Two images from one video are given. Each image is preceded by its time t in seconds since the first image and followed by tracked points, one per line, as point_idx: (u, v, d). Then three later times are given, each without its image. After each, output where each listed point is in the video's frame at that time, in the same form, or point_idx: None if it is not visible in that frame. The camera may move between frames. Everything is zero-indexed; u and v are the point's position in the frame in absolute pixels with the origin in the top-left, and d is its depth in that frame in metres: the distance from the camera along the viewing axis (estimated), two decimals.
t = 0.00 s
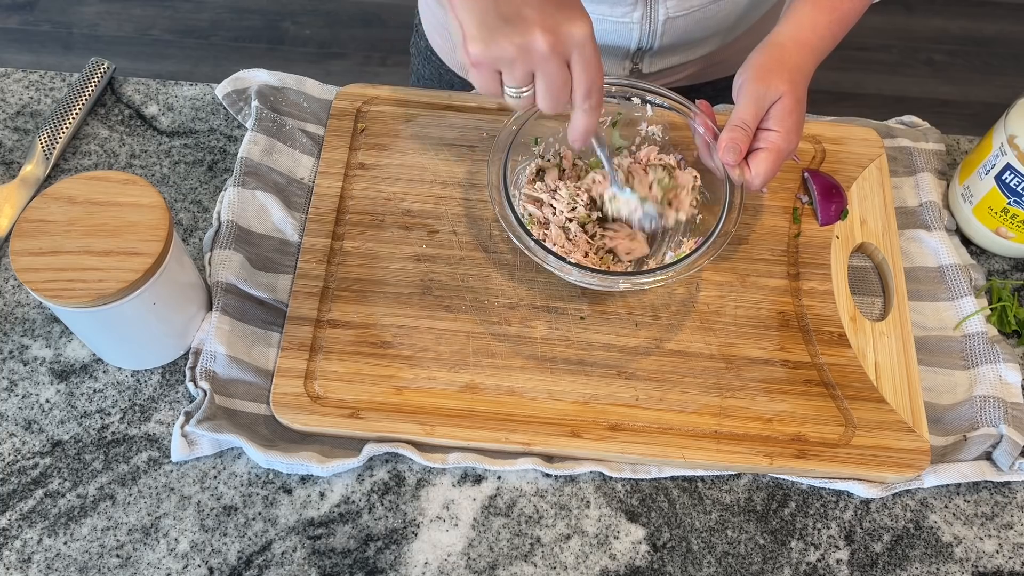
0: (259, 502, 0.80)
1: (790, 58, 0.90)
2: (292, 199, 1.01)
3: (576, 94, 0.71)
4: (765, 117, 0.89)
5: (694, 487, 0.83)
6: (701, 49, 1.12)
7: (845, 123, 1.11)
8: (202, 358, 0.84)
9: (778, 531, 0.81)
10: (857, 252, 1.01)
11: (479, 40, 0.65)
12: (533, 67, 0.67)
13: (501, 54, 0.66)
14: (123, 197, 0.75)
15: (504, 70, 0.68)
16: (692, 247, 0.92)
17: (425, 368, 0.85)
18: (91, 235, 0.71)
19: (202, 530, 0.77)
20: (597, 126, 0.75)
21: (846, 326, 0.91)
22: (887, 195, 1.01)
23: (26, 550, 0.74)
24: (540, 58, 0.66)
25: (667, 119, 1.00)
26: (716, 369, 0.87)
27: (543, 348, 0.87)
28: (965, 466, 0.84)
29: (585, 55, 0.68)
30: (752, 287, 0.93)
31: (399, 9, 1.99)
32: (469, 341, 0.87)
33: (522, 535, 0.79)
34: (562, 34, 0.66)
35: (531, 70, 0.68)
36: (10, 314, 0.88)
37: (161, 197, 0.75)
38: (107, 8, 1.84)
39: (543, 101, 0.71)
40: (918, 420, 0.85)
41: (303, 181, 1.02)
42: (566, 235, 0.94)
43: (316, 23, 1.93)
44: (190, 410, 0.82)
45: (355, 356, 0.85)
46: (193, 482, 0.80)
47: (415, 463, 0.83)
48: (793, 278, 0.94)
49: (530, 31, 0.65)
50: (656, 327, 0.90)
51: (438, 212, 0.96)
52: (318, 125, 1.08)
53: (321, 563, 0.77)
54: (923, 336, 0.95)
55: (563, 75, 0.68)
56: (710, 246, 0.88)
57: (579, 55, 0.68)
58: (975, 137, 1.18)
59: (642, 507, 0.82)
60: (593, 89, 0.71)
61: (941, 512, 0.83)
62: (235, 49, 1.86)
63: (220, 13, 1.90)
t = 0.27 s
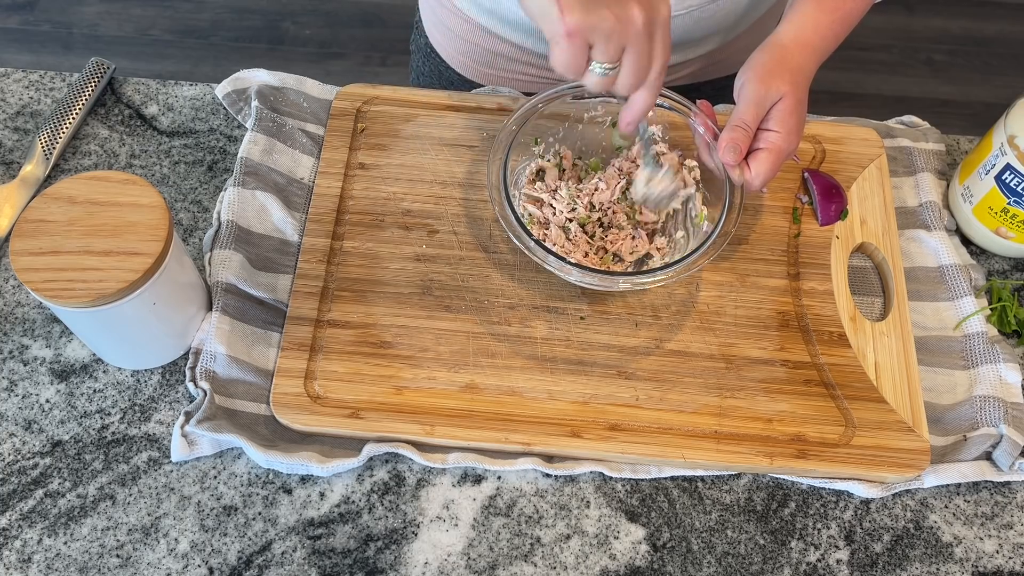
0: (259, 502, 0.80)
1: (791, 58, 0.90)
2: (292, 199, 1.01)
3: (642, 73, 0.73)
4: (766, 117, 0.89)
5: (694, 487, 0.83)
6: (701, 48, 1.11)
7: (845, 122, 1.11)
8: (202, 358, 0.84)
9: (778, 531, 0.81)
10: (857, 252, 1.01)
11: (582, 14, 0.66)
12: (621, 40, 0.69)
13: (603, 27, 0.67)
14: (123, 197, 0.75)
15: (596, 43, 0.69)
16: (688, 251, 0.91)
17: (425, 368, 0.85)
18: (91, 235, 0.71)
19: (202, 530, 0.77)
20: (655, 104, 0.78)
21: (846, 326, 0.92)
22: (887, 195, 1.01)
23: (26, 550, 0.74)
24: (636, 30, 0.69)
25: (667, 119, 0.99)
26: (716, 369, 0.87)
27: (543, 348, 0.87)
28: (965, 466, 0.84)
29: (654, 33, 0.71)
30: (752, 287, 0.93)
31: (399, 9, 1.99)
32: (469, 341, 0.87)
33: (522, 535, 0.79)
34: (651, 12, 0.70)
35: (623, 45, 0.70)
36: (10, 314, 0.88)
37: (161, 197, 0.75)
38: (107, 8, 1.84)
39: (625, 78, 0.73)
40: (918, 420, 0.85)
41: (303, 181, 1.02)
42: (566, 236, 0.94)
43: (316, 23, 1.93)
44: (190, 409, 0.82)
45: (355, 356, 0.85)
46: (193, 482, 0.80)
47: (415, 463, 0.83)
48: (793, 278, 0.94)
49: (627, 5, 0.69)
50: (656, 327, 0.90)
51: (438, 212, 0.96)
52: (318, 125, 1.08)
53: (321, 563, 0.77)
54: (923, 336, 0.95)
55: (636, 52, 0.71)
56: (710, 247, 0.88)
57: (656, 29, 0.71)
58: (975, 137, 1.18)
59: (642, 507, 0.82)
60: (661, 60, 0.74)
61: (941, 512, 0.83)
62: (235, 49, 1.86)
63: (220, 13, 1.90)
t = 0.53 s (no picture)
0: (259, 502, 0.80)
1: (792, 59, 0.90)
2: (292, 199, 1.01)
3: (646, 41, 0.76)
4: (766, 118, 0.89)
5: (694, 487, 0.83)
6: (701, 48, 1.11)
7: (845, 122, 1.11)
8: (202, 358, 0.84)
9: (778, 531, 0.81)
10: (857, 252, 1.01)
11: None
12: None
13: None
14: (123, 197, 0.75)
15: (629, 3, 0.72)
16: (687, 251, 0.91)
17: (425, 368, 0.85)
18: (91, 235, 0.71)
19: (202, 530, 0.77)
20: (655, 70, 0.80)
21: (846, 326, 0.91)
22: (887, 195, 1.01)
23: (26, 550, 0.74)
24: None
25: (667, 119, 0.98)
26: (716, 369, 0.87)
27: (543, 348, 0.87)
28: (965, 466, 0.84)
29: None
30: (752, 287, 0.93)
31: (399, 9, 1.99)
32: (469, 341, 0.87)
33: (522, 535, 0.79)
34: None
35: None
36: (10, 314, 0.88)
37: (161, 197, 0.75)
38: (107, 8, 1.84)
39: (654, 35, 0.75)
40: (918, 420, 0.85)
41: (303, 181, 1.02)
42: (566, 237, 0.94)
43: (316, 23, 1.93)
44: (190, 409, 0.82)
45: (355, 356, 0.85)
46: (193, 482, 0.80)
47: (415, 463, 0.83)
48: (793, 278, 0.94)
49: None
50: (656, 327, 0.90)
51: (438, 212, 0.96)
52: (317, 125, 1.08)
53: (321, 563, 0.77)
54: (923, 336, 0.95)
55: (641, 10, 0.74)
56: (709, 247, 0.87)
57: None
58: (975, 137, 1.18)
59: (642, 507, 0.82)
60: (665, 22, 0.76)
61: (941, 512, 0.83)
62: (235, 49, 1.86)
63: (220, 13, 1.90)
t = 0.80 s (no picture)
0: (259, 502, 0.80)
1: (790, 58, 0.90)
2: (292, 199, 1.01)
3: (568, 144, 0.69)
4: (766, 117, 0.89)
5: (694, 487, 0.83)
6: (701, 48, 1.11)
7: (845, 123, 1.11)
8: (202, 358, 0.84)
9: (778, 531, 0.81)
10: (857, 252, 1.01)
11: (489, 77, 0.62)
12: (539, 116, 0.65)
13: (509, 99, 0.63)
14: (123, 197, 0.75)
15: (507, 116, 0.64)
16: (687, 251, 0.91)
17: (425, 368, 0.85)
18: (91, 235, 0.71)
19: (202, 530, 0.77)
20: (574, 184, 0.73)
21: (846, 326, 0.92)
22: (887, 195, 1.01)
23: (26, 550, 0.74)
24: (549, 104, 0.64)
25: (667, 118, 0.99)
26: (716, 369, 0.87)
27: (543, 348, 0.87)
28: (965, 466, 0.84)
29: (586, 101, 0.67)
30: (752, 287, 0.93)
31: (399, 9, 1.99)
32: (469, 341, 0.87)
33: (522, 535, 0.79)
34: (571, 77, 0.65)
35: (536, 117, 0.65)
36: (10, 314, 0.88)
37: (161, 197, 0.75)
38: (107, 8, 1.84)
39: (540, 142, 0.67)
40: (918, 420, 0.85)
41: (303, 181, 1.02)
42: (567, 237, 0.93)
43: (316, 23, 1.93)
44: (190, 409, 0.82)
45: (355, 356, 0.85)
46: (193, 481, 0.80)
47: (415, 463, 0.83)
48: (793, 278, 0.94)
49: (539, 74, 0.63)
50: (656, 327, 0.90)
51: (438, 212, 0.96)
52: (318, 125, 1.08)
53: (321, 563, 0.77)
54: (923, 336, 0.95)
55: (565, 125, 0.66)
56: (710, 247, 0.87)
57: (579, 101, 0.66)
58: (975, 137, 1.18)
59: (642, 507, 0.82)
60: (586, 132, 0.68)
61: (941, 512, 0.83)
62: (235, 49, 1.86)
63: (220, 13, 1.90)
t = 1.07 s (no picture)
0: (259, 502, 0.80)
1: (789, 56, 0.90)
2: (292, 199, 1.01)
3: (530, 44, 0.74)
4: (765, 117, 0.89)
5: (694, 487, 0.83)
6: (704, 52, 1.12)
7: (845, 123, 1.11)
8: (202, 358, 0.84)
9: (778, 531, 0.81)
10: (857, 252, 1.01)
11: None
12: (485, 23, 0.71)
13: (455, 10, 0.69)
14: (123, 197, 0.75)
15: (457, 23, 0.71)
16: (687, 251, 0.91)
17: (425, 368, 0.85)
18: (91, 235, 0.71)
19: (202, 530, 0.77)
20: (552, 75, 0.78)
21: (846, 326, 0.91)
22: (887, 195, 1.01)
23: (26, 550, 0.74)
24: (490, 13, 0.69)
25: (667, 119, 1.00)
26: (716, 369, 0.87)
27: (543, 348, 0.87)
28: (965, 466, 0.84)
29: (538, 13, 0.71)
30: (752, 287, 0.93)
31: (399, 9, 1.99)
32: (469, 341, 0.87)
33: (522, 535, 0.79)
34: None
35: (483, 24, 0.72)
36: (10, 314, 0.88)
37: (161, 197, 0.75)
38: (107, 8, 1.84)
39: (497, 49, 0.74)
40: (918, 420, 0.85)
41: (303, 181, 1.02)
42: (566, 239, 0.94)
43: (316, 24, 1.93)
44: (190, 409, 0.82)
45: (355, 356, 0.85)
46: (193, 482, 0.80)
47: (415, 463, 0.83)
48: (793, 278, 0.94)
49: None
50: (656, 327, 0.90)
51: (438, 212, 0.96)
52: (318, 125, 1.08)
53: (321, 563, 0.77)
54: (923, 336, 0.95)
55: (514, 31, 0.72)
56: (709, 246, 0.87)
57: (530, 13, 0.71)
58: (975, 138, 1.18)
59: (642, 507, 0.82)
60: (546, 40, 0.74)
61: (941, 512, 0.83)
62: (235, 49, 1.86)
63: (220, 13, 1.90)
